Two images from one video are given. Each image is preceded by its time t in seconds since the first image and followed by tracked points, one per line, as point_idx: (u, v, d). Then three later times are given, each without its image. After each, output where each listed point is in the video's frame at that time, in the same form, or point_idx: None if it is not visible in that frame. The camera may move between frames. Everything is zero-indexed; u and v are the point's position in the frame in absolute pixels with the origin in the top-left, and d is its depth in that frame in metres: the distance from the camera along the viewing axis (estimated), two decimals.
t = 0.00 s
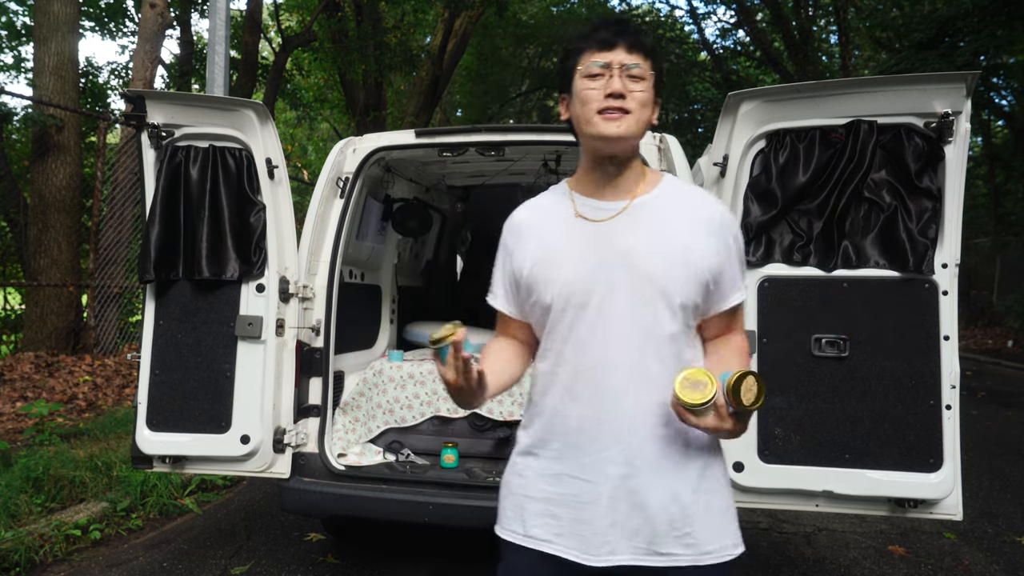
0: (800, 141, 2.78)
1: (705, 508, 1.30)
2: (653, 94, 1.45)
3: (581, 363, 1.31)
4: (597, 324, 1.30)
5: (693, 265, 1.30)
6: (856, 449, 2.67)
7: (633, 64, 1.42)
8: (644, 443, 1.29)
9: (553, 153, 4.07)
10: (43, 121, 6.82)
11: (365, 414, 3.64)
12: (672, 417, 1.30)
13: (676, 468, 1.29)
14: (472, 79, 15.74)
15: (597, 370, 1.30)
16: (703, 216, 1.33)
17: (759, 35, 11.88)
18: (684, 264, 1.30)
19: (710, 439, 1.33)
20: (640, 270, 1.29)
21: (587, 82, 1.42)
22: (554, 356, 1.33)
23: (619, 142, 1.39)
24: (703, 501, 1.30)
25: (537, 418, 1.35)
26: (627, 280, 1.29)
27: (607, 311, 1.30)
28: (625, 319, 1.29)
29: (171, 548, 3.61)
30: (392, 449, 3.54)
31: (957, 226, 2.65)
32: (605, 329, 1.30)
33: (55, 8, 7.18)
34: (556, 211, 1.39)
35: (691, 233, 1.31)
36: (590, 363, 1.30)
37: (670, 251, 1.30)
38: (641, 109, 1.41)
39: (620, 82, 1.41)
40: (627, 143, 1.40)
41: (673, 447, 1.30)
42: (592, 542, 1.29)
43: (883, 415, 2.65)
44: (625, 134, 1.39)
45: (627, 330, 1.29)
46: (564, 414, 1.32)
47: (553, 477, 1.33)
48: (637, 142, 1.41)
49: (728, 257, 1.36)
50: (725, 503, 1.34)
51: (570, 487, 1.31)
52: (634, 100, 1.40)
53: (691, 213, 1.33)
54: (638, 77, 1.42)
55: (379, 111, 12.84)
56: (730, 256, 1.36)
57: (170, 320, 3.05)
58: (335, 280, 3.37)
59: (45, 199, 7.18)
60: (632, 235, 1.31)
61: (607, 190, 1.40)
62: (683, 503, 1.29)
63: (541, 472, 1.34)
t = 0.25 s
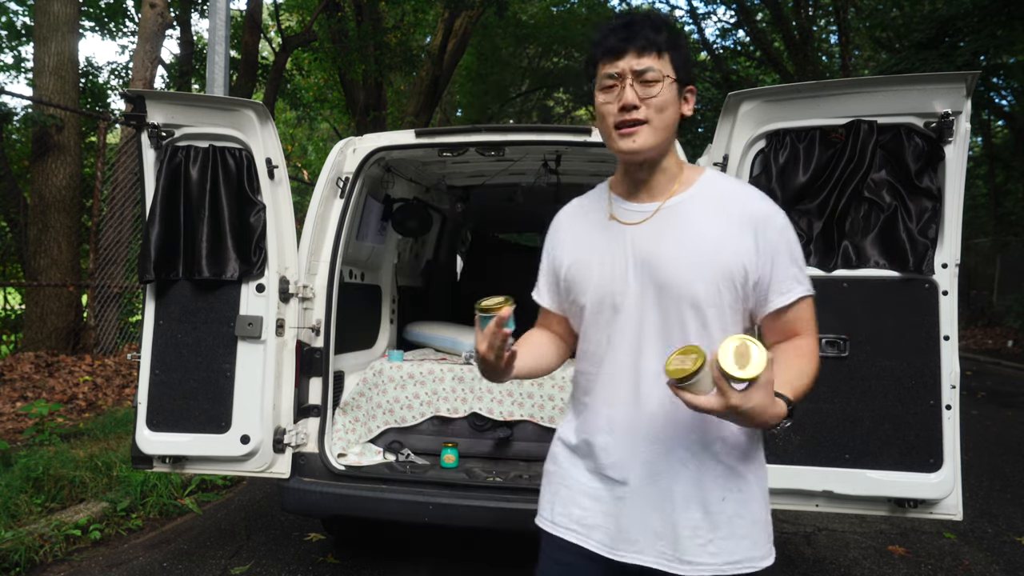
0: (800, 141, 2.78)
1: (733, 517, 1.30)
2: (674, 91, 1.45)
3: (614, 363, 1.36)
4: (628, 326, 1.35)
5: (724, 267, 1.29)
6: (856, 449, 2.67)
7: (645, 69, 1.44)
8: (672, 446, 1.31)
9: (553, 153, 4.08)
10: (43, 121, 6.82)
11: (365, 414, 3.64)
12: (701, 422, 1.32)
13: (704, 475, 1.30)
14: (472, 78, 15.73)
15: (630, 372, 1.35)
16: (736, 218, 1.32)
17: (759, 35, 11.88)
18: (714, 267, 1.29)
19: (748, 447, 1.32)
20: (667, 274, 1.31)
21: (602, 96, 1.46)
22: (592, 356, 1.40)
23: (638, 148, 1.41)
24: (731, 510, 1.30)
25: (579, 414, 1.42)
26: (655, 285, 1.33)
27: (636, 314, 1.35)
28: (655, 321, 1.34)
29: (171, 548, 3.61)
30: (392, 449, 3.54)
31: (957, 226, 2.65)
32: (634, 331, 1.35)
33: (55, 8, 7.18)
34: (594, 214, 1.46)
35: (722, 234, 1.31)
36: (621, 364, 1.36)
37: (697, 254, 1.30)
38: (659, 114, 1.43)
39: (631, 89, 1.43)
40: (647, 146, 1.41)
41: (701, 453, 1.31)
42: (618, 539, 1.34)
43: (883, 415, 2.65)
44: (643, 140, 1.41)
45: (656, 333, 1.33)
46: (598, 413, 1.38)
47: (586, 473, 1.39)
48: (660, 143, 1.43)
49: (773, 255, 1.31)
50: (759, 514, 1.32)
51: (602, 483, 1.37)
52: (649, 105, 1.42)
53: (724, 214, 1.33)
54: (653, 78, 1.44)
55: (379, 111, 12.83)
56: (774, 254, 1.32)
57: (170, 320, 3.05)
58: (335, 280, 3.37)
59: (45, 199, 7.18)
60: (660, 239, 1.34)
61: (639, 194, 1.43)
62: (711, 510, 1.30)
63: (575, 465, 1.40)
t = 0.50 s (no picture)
0: (800, 141, 2.78)
1: (726, 526, 1.27)
2: (657, 99, 1.42)
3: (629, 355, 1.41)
4: (641, 321, 1.39)
5: (729, 269, 1.28)
6: (856, 449, 2.67)
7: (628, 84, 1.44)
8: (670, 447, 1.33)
9: (553, 153, 4.08)
10: (43, 121, 6.83)
11: (365, 414, 3.64)
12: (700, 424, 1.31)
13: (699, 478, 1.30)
14: (472, 78, 15.73)
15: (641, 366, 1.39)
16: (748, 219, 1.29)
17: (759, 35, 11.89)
18: (719, 269, 1.29)
19: (753, 455, 1.28)
20: (673, 271, 1.34)
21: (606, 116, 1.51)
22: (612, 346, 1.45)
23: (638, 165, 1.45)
24: (725, 519, 1.28)
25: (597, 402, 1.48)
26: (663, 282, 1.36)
27: (647, 310, 1.38)
28: (664, 317, 1.36)
29: (171, 548, 3.61)
30: (392, 449, 3.54)
31: (957, 226, 2.65)
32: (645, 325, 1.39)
33: (55, 8, 7.18)
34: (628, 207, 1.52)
35: (731, 235, 1.29)
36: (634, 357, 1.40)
37: (702, 254, 1.31)
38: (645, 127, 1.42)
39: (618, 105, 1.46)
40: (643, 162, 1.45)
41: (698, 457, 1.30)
42: (615, 528, 1.40)
43: (883, 415, 2.65)
44: (636, 158, 1.44)
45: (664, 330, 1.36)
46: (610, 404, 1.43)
47: (595, 463, 1.45)
48: (661, 152, 1.43)
49: (789, 262, 1.25)
50: (760, 527, 1.27)
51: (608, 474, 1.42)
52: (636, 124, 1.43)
53: (737, 215, 1.31)
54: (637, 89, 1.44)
55: (379, 111, 12.83)
56: (792, 262, 1.25)
57: (170, 320, 3.05)
58: (335, 280, 3.37)
59: (45, 199, 7.18)
60: (671, 236, 1.36)
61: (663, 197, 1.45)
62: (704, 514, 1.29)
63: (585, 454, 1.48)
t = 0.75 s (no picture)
0: (800, 141, 2.78)
1: (677, 525, 1.31)
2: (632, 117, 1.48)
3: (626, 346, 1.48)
4: (634, 314, 1.45)
5: (693, 266, 1.30)
6: (856, 449, 2.67)
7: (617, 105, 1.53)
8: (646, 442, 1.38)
9: (553, 153, 4.08)
10: (43, 121, 6.83)
11: (365, 414, 3.64)
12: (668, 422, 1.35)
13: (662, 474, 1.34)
14: (472, 78, 15.73)
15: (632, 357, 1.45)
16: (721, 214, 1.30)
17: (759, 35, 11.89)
18: (685, 264, 1.32)
19: (716, 460, 1.29)
20: (653, 266, 1.39)
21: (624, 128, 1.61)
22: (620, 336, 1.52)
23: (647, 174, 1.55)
24: (678, 519, 1.31)
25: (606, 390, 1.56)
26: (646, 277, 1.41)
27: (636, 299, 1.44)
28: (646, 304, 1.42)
29: (171, 548, 3.61)
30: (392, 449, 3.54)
31: (957, 226, 2.65)
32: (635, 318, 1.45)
33: (55, 8, 7.18)
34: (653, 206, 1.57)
35: (701, 232, 1.31)
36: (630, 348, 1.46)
37: (675, 250, 1.34)
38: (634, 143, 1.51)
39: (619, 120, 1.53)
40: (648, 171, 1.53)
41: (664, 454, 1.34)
42: (601, 510, 1.50)
43: (883, 415, 2.66)
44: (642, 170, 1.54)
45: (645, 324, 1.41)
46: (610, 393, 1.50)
47: (597, 448, 1.54)
48: (654, 163, 1.50)
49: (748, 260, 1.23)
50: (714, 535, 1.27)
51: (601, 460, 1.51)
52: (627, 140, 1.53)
53: (710, 213, 1.32)
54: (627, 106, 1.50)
55: (379, 111, 12.83)
56: (749, 260, 1.23)
57: (170, 320, 3.05)
58: (335, 280, 3.37)
59: (45, 199, 7.18)
60: (659, 232, 1.41)
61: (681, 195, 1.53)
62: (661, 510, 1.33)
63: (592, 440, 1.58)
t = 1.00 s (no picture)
0: (800, 141, 2.78)
1: (650, 519, 1.32)
2: (631, 115, 1.49)
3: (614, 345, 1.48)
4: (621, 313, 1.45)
5: (676, 264, 1.31)
6: (856, 449, 2.67)
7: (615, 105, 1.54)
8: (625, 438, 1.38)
9: (553, 153, 4.08)
10: (43, 121, 6.83)
11: (365, 414, 3.64)
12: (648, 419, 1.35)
13: (638, 470, 1.35)
14: (472, 78, 15.73)
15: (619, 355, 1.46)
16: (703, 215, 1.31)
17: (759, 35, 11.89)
18: (668, 263, 1.32)
19: (694, 459, 1.29)
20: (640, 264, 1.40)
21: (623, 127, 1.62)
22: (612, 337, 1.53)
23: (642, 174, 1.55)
24: (652, 515, 1.32)
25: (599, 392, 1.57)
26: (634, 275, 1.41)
27: (625, 300, 1.45)
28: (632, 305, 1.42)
29: (171, 548, 3.61)
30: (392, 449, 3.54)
31: (957, 226, 2.65)
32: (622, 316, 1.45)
33: (55, 8, 7.18)
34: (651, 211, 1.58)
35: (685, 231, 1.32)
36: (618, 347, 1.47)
37: (660, 249, 1.35)
38: (631, 141, 1.51)
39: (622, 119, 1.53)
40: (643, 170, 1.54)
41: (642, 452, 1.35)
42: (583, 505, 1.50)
43: (883, 415, 2.65)
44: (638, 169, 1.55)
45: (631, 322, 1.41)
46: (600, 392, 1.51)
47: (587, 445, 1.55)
48: (651, 160, 1.50)
49: (726, 259, 1.24)
50: (687, 532, 1.28)
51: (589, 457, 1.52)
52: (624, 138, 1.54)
53: (695, 213, 1.33)
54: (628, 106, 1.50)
55: (379, 111, 12.83)
56: (727, 260, 1.23)
57: (170, 320, 3.05)
58: (335, 280, 3.38)
59: (45, 199, 7.18)
60: (648, 233, 1.42)
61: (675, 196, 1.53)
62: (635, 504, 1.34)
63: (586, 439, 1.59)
